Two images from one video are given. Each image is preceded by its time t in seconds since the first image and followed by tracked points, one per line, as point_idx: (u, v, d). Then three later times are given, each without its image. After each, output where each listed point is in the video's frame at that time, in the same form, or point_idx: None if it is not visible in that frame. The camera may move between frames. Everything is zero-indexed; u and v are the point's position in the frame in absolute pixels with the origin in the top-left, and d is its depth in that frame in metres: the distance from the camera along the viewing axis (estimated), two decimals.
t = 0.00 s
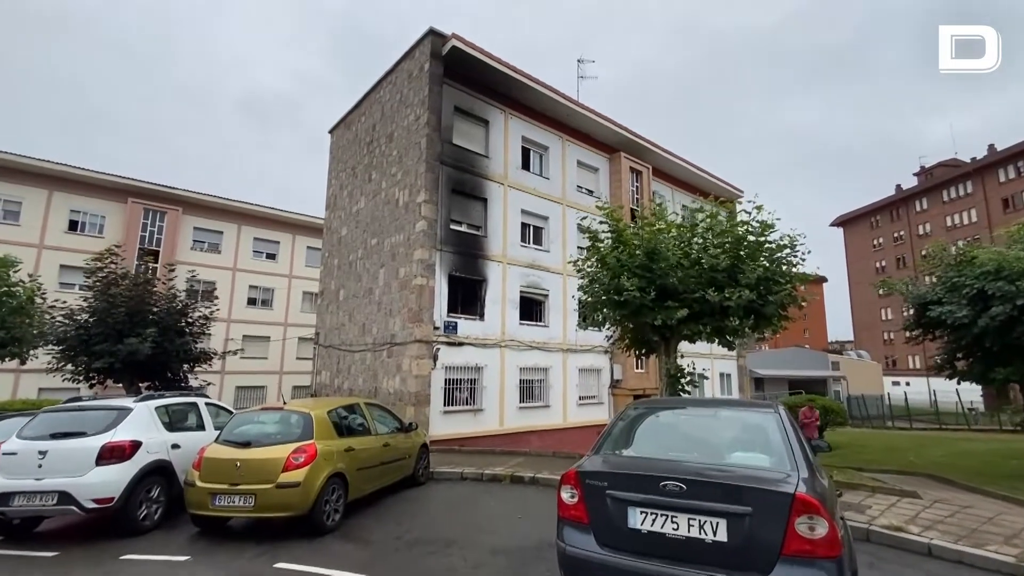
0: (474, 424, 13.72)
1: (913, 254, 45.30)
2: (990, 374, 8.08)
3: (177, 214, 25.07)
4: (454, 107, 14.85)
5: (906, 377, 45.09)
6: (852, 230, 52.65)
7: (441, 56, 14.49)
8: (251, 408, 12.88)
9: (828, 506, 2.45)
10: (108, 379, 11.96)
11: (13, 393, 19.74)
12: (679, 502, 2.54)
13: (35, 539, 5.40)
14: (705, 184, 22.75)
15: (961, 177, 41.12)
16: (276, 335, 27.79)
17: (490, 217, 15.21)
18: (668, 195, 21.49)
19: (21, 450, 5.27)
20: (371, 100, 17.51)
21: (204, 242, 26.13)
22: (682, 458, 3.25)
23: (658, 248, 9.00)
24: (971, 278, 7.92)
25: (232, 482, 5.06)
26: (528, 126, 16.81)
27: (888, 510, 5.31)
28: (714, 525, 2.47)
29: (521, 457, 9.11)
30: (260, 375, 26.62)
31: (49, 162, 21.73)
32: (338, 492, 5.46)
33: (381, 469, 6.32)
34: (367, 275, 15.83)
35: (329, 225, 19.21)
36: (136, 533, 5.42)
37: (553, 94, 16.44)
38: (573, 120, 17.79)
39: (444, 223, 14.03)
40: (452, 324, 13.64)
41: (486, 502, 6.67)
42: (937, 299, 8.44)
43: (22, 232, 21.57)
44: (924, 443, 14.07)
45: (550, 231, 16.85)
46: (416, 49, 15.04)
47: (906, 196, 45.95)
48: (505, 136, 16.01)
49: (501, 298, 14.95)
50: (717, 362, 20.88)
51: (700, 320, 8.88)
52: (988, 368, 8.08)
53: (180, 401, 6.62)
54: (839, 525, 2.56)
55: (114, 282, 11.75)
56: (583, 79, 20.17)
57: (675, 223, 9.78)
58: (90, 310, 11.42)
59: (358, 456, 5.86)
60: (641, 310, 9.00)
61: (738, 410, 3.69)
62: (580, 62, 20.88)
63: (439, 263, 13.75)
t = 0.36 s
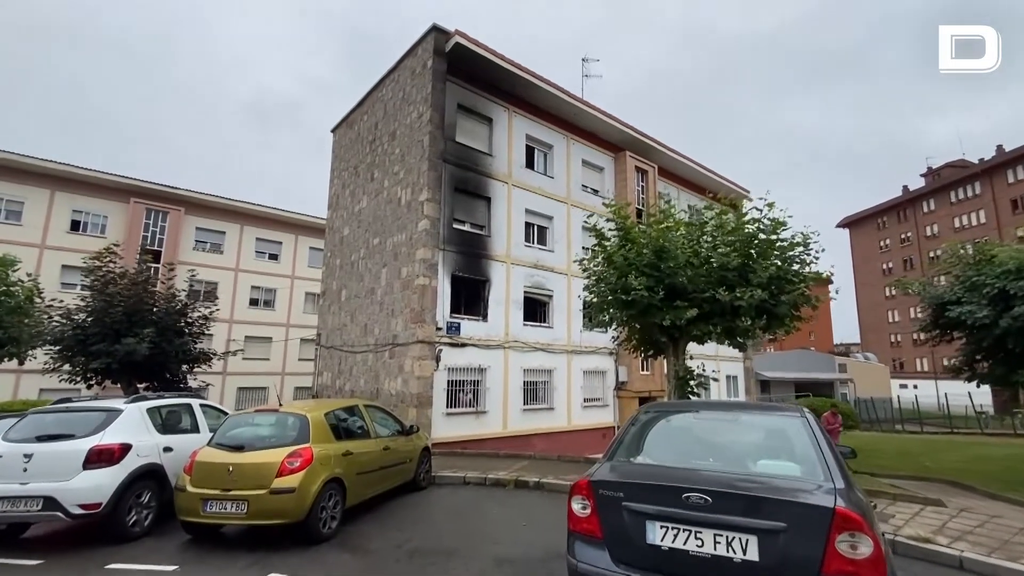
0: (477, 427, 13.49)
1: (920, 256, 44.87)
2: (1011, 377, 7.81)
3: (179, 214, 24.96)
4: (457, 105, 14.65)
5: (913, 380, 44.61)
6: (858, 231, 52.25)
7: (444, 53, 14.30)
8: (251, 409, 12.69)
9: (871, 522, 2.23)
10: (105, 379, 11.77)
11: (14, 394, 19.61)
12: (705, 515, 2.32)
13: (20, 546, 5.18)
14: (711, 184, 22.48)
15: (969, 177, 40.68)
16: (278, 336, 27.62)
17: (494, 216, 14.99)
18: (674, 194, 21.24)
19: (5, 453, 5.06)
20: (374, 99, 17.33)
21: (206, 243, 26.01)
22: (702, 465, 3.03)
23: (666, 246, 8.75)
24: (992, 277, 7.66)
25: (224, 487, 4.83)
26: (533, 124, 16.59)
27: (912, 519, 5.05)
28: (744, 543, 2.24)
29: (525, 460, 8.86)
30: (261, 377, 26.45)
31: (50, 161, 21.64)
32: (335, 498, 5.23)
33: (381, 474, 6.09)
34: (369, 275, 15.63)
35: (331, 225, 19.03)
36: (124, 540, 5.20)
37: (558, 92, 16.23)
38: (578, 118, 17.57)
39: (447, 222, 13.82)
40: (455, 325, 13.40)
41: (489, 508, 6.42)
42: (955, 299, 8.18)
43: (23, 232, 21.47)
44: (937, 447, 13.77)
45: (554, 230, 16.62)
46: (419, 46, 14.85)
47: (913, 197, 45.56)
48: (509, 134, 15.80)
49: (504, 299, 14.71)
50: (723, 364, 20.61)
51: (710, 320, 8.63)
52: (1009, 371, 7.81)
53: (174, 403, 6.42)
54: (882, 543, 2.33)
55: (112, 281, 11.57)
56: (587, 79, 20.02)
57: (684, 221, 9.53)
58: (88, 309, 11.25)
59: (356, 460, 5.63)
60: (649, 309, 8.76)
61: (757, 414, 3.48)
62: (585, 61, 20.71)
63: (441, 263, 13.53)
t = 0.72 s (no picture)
0: (481, 430, 13.20)
1: (927, 258, 44.46)
2: None
3: (180, 214, 24.76)
4: (460, 102, 14.41)
5: (920, 383, 44.14)
6: (864, 233, 51.83)
7: (447, 50, 14.05)
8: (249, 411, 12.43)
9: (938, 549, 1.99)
10: (101, 381, 11.52)
11: (13, 395, 19.41)
12: (747, 540, 2.08)
13: None
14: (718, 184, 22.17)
15: (977, 178, 40.27)
16: (279, 337, 27.39)
17: (497, 215, 14.73)
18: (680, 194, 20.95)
19: None
20: (376, 97, 17.11)
21: (208, 243, 25.83)
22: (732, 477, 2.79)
23: (677, 244, 8.47)
24: (1017, 277, 7.36)
25: (213, 496, 4.56)
26: (537, 122, 16.34)
27: (945, 533, 4.74)
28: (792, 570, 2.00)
29: (531, 466, 8.58)
30: (262, 379, 26.21)
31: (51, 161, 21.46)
32: (332, 507, 4.96)
33: (380, 481, 5.82)
34: (371, 275, 15.38)
35: (332, 225, 18.80)
36: (108, 551, 4.93)
37: (562, 89, 15.98)
38: (583, 116, 17.32)
39: (450, 221, 13.56)
40: (457, 326, 13.13)
41: (493, 517, 6.14)
42: (978, 299, 7.88)
43: (24, 232, 21.31)
44: (952, 452, 13.41)
45: (558, 230, 16.35)
46: (422, 42, 14.62)
47: (920, 199, 45.17)
48: (512, 132, 15.55)
49: (508, 300, 14.43)
50: (730, 367, 20.27)
51: (722, 321, 8.36)
52: None
53: (164, 405, 6.15)
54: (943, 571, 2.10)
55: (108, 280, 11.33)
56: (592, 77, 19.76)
57: (694, 219, 9.25)
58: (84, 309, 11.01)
59: (354, 467, 5.35)
60: (659, 310, 8.49)
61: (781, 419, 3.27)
62: (590, 60, 20.47)
63: (444, 263, 13.26)
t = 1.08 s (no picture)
0: (482, 434, 12.91)
1: (931, 259, 44.12)
2: None
3: (178, 215, 24.52)
4: (461, 99, 14.16)
5: (925, 386, 43.79)
6: (867, 235, 51.51)
7: (447, 46, 13.81)
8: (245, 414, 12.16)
9: None
10: (94, 383, 11.27)
11: (8, 398, 19.16)
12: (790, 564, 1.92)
13: None
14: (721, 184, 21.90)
15: (982, 179, 39.96)
16: (278, 339, 27.12)
17: (499, 215, 14.47)
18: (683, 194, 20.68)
19: None
20: (376, 94, 16.86)
21: (206, 244, 25.60)
22: (761, 489, 2.57)
23: (684, 241, 8.21)
24: None
25: (197, 505, 4.29)
26: (539, 120, 16.09)
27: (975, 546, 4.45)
28: None
29: (533, 471, 8.30)
30: (261, 381, 25.93)
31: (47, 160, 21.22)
32: (324, 516, 4.68)
33: (377, 488, 5.55)
34: (370, 275, 15.12)
35: (331, 225, 18.55)
36: (87, 562, 4.66)
37: (565, 87, 15.74)
38: (586, 115, 17.08)
39: (450, 220, 13.31)
40: (458, 327, 12.86)
41: (495, 526, 5.86)
42: (997, 299, 7.60)
43: (20, 232, 21.08)
44: (965, 456, 13.07)
45: (561, 230, 16.08)
46: (422, 38, 14.38)
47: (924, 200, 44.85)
48: (514, 130, 15.30)
49: (509, 300, 14.17)
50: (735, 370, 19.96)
51: (731, 322, 8.10)
52: None
53: (151, 408, 5.89)
54: None
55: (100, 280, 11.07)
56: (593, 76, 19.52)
57: (701, 216, 9.00)
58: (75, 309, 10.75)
59: (348, 474, 5.07)
60: (666, 309, 8.23)
61: (808, 424, 3.05)
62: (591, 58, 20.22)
63: (444, 263, 13.00)
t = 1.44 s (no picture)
0: (482, 438, 12.61)
1: (934, 261, 43.86)
2: None
3: (175, 215, 24.24)
4: (460, 96, 13.90)
5: (928, 388, 43.48)
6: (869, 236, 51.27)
7: (446, 42, 13.55)
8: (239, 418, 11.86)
9: None
10: (83, 386, 10.98)
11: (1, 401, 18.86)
12: None
13: None
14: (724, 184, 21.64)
15: (984, 180, 39.69)
16: (276, 341, 26.82)
17: (499, 213, 14.19)
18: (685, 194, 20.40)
19: None
20: (374, 92, 16.60)
21: (203, 245, 25.34)
22: (794, 506, 2.31)
23: (691, 238, 7.96)
24: None
25: (175, 518, 3.99)
26: (539, 118, 15.83)
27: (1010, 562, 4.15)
28: None
29: (535, 478, 8.00)
30: (258, 384, 25.64)
31: (41, 160, 20.94)
32: (312, 529, 4.37)
33: (370, 497, 5.25)
34: (367, 276, 14.84)
35: (329, 225, 18.27)
36: None
37: (566, 84, 15.47)
38: (587, 112, 16.81)
39: (449, 219, 13.03)
40: (456, 328, 12.57)
41: (494, 536, 5.55)
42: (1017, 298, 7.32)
43: (14, 233, 20.81)
44: (977, 460, 12.74)
45: (562, 230, 15.80)
46: (421, 34, 14.12)
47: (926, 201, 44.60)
48: (514, 128, 15.04)
49: (509, 301, 13.88)
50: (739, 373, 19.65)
51: (740, 322, 7.82)
52: None
53: (132, 413, 5.60)
54: None
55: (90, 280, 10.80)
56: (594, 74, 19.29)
57: (708, 214, 8.74)
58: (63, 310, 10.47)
59: (338, 483, 4.76)
60: (673, 309, 7.97)
61: (836, 430, 2.80)
62: (592, 57, 20.00)
63: (443, 263, 12.71)
